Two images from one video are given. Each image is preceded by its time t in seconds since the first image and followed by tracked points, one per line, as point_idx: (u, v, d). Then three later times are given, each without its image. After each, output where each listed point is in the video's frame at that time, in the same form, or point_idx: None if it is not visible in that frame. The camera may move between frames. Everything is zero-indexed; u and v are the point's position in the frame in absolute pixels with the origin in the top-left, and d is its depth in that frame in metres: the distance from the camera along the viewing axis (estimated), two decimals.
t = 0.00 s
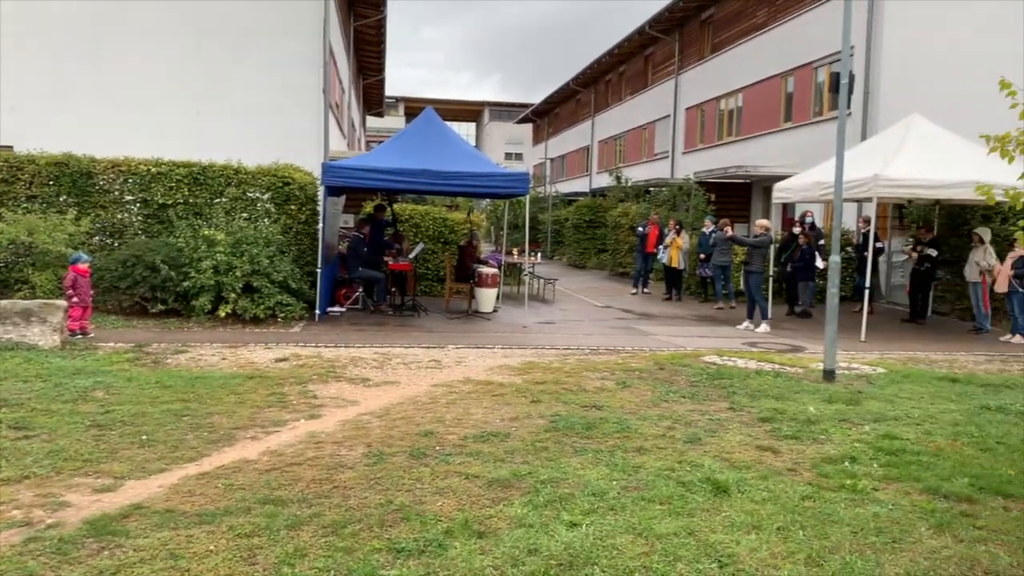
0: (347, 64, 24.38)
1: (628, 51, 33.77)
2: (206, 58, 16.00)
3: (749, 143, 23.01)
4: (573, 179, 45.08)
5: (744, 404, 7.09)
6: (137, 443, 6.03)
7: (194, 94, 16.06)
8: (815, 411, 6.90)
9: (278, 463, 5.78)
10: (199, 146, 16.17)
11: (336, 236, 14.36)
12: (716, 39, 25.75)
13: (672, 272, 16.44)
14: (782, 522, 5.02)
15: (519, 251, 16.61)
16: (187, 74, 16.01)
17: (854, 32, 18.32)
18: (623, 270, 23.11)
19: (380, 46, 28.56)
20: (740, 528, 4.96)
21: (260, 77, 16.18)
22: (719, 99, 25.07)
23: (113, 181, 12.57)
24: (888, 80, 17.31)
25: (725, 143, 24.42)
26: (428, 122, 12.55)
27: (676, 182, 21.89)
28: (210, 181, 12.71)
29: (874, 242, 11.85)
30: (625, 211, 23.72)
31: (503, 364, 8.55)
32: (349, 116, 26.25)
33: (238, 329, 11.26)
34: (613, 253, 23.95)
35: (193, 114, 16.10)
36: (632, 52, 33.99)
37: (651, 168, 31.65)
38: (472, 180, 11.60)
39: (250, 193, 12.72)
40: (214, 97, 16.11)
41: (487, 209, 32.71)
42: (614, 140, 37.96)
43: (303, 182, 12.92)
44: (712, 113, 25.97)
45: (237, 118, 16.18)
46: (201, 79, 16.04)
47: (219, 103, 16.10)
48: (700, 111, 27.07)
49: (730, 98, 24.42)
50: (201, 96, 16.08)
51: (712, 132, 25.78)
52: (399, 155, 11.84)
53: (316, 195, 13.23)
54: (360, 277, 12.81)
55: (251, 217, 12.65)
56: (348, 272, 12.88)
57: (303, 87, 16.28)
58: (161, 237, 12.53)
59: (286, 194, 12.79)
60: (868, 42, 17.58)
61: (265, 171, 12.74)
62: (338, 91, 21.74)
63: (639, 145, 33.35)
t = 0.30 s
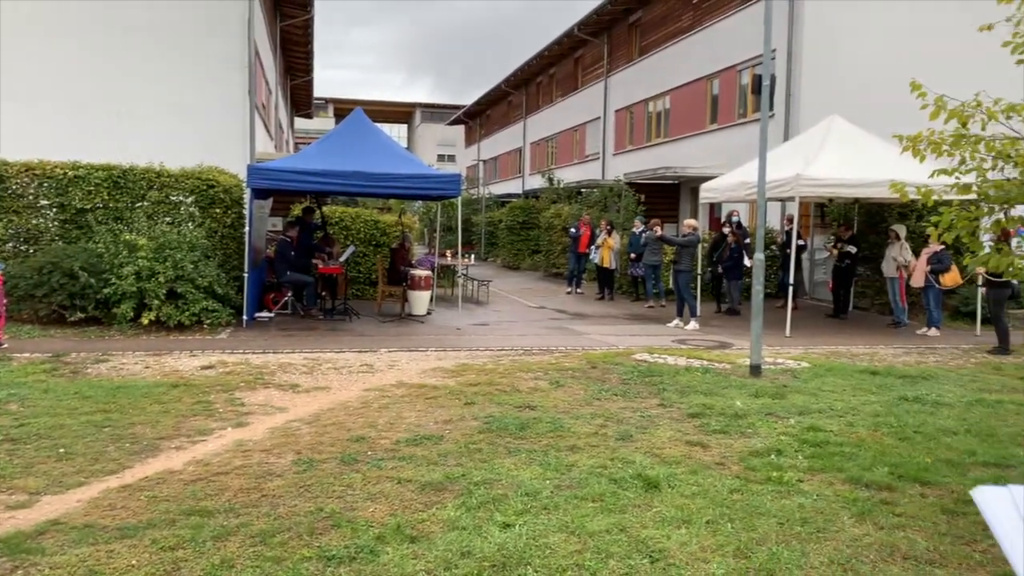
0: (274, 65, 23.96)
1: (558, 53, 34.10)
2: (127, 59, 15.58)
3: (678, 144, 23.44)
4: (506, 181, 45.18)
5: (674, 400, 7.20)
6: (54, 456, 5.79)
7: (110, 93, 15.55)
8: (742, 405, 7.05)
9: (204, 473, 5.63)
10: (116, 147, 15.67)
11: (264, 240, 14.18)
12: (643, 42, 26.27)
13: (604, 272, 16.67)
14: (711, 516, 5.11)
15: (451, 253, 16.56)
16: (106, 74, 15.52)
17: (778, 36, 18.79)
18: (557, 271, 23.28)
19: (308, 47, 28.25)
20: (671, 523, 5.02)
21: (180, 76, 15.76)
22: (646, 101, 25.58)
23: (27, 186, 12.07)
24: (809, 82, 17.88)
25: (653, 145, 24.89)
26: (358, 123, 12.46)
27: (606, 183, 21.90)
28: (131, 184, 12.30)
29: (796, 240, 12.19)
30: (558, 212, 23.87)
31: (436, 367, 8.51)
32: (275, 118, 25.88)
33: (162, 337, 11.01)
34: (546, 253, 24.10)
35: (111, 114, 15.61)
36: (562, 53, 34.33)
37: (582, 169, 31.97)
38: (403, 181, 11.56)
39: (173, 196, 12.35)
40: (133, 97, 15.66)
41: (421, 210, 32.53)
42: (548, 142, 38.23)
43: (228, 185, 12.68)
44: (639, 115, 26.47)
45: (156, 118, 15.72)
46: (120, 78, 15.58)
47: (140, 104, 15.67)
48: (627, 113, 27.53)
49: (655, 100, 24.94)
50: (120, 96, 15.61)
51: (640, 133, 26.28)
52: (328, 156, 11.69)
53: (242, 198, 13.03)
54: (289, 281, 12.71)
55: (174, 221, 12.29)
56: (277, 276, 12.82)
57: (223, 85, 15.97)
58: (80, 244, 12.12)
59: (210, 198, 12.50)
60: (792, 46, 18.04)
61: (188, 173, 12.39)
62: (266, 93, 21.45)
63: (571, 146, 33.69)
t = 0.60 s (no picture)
0: (195, 57, 23.36)
1: (487, 48, 34.12)
2: (38, 50, 14.96)
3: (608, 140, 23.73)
4: (437, 176, 44.94)
5: (604, 392, 7.27)
6: None
7: (20, 85, 14.93)
8: (670, 395, 7.15)
9: (123, 477, 5.44)
10: (26, 141, 15.10)
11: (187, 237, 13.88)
12: (572, 38, 26.53)
13: (537, 267, 16.79)
14: (639, 504, 5.16)
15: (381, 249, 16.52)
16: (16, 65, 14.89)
17: (701, 34, 19.24)
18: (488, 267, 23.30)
19: (232, 39, 27.65)
20: (600, 512, 5.06)
21: (96, 69, 15.27)
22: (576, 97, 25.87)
23: None
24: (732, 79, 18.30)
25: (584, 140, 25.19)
26: (284, 115, 12.25)
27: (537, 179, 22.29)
28: (43, 179, 11.59)
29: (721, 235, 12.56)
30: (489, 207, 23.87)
31: (366, 364, 8.41)
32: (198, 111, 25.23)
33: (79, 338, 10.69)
34: (478, 249, 24.09)
35: (21, 107, 14.99)
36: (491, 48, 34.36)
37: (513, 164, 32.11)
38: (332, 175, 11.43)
39: (89, 192, 11.81)
40: (46, 90, 15.07)
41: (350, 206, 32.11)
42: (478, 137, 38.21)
43: (147, 180, 12.28)
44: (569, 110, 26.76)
45: (68, 114, 15.22)
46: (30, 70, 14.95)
47: (53, 98, 15.11)
48: (558, 109, 27.76)
49: (586, 95, 25.25)
50: (31, 89, 15.00)
51: (570, 128, 26.57)
52: (254, 151, 11.48)
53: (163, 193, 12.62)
54: (212, 279, 12.40)
55: (91, 218, 11.81)
56: (200, 274, 12.50)
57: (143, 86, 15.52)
58: None
59: (129, 193, 12.09)
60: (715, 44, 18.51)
61: (104, 168, 11.89)
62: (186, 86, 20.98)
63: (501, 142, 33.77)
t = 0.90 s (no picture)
0: (115, 44, 22.51)
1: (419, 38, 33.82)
2: None
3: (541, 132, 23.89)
4: (370, 166, 44.42)
5: (537, 382, 7.30)
6: None
7: None
8: (602, 383, 7.23)
9: (37, 476, 5.22)
10: None
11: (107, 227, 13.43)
12: (505, 29, 26.52)
13: (472, 259, 16.80)
14: (570, 492, 5.19)
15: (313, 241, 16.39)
16: None
17: (632, 27, 19.45)
18: (422, 258, 23.18)
19: (155, 24, 26.75)
20: (531, 501, 5.07)
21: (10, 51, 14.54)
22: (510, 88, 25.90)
23: None
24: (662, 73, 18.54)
25: (518, 132, 25.26)
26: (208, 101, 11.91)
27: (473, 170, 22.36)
28: None
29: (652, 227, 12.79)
30: (423, 198, 23.72)
31: (295, 357, 8.28)
32: (119, 97, 24.34)
33: None
34: (412, 240, 23.94)
35: None
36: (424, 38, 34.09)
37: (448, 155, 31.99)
38: (259, 165, 11.23)
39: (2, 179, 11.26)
40: None
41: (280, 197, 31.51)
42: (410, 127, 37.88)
43: (65, 168, 11.79)
44: (503, 101, 26.78)
45: None
46: None
47: None
48: (492, 100, 27.74)
49: (520, 86, 25.30)
50: None
51: (504, 119, 26.62)
52: (176, 137, 11.18)
53: (82, 182, 12.16)
54: (134, 271, 12.06)
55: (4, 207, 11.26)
56: (121, 266, 12.14)
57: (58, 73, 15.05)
58: None
59: (45, 182, 11.64)
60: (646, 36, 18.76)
61: (19, 155, 11.38)
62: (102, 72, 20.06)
63: (435, 132, 33.57)
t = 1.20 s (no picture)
0: (46, 26, 21.70)
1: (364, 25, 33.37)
2: None
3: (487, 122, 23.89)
4: (314, 154, 43.76)
5: (482, 372, 7.29)
6: None
7: None
8: (546, 373, 7.26)
9: None
10: None
11: (37, 215, 12.90)
12: (451, 18, 26.35)
13: (418, 249, 16.69)
14: (514, 481, 5.19)
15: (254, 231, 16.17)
16: None
17: (577, 19, 19.50)
18: (367, 249, 23.00)
19: (89, 6, 25.85)
20: (475, 491, 5.05)
21: None
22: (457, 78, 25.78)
23: None
24: (607, 65, 18.62)
25: (464, 122, 25.17)
26: (146, 87, 11.65)
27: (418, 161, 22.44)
28: None
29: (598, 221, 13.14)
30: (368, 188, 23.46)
31: (235, 348, 8.12)
32: (51, 81, 23.47)
33: None
34: (357, 230, 23.70)
35: None
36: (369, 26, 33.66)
37: (394, 145, 31.72)
38: (198, 152, 10.98)
39: None
40: None
41: (220, 185, 30.84)
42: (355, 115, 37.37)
43: None
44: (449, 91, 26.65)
45: None
46: None
47: None
48: (438, 90, 27.56)
49: (466, 76, 25.21)
50: None
51: (450, 109, 26.49)
52: (110, 122, 10.90)
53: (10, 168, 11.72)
54: (68, 261, 11.85)
55: None
56: (54, 255, 11.86)
57: None
58: None
59: None
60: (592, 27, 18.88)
61: None
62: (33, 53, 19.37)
63: (380, 121, 33.21)
